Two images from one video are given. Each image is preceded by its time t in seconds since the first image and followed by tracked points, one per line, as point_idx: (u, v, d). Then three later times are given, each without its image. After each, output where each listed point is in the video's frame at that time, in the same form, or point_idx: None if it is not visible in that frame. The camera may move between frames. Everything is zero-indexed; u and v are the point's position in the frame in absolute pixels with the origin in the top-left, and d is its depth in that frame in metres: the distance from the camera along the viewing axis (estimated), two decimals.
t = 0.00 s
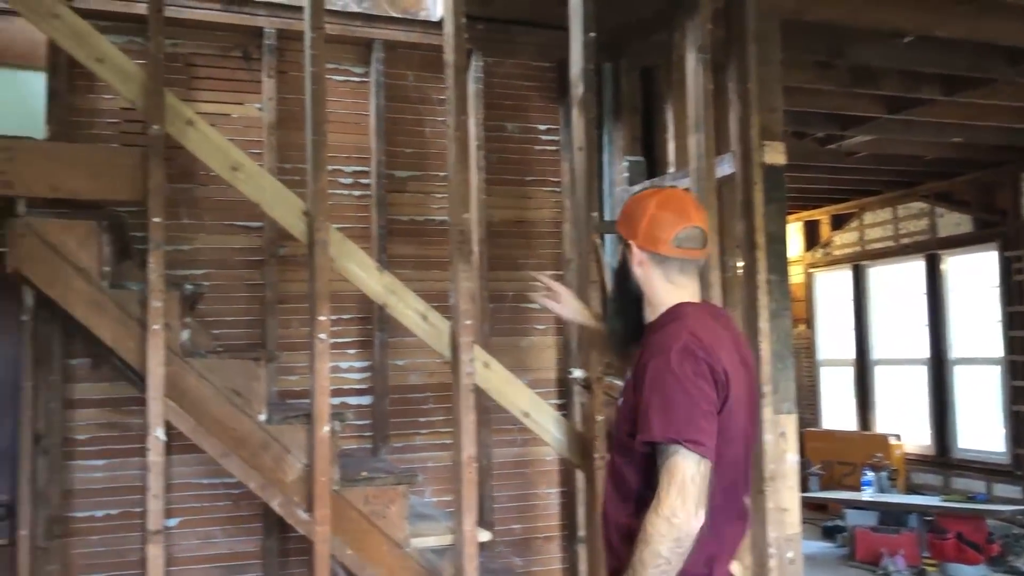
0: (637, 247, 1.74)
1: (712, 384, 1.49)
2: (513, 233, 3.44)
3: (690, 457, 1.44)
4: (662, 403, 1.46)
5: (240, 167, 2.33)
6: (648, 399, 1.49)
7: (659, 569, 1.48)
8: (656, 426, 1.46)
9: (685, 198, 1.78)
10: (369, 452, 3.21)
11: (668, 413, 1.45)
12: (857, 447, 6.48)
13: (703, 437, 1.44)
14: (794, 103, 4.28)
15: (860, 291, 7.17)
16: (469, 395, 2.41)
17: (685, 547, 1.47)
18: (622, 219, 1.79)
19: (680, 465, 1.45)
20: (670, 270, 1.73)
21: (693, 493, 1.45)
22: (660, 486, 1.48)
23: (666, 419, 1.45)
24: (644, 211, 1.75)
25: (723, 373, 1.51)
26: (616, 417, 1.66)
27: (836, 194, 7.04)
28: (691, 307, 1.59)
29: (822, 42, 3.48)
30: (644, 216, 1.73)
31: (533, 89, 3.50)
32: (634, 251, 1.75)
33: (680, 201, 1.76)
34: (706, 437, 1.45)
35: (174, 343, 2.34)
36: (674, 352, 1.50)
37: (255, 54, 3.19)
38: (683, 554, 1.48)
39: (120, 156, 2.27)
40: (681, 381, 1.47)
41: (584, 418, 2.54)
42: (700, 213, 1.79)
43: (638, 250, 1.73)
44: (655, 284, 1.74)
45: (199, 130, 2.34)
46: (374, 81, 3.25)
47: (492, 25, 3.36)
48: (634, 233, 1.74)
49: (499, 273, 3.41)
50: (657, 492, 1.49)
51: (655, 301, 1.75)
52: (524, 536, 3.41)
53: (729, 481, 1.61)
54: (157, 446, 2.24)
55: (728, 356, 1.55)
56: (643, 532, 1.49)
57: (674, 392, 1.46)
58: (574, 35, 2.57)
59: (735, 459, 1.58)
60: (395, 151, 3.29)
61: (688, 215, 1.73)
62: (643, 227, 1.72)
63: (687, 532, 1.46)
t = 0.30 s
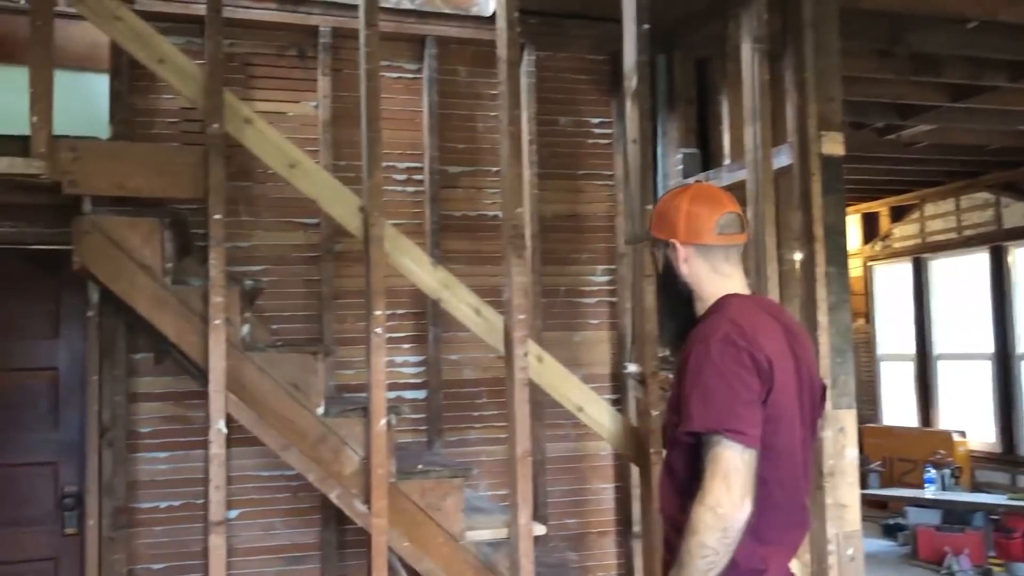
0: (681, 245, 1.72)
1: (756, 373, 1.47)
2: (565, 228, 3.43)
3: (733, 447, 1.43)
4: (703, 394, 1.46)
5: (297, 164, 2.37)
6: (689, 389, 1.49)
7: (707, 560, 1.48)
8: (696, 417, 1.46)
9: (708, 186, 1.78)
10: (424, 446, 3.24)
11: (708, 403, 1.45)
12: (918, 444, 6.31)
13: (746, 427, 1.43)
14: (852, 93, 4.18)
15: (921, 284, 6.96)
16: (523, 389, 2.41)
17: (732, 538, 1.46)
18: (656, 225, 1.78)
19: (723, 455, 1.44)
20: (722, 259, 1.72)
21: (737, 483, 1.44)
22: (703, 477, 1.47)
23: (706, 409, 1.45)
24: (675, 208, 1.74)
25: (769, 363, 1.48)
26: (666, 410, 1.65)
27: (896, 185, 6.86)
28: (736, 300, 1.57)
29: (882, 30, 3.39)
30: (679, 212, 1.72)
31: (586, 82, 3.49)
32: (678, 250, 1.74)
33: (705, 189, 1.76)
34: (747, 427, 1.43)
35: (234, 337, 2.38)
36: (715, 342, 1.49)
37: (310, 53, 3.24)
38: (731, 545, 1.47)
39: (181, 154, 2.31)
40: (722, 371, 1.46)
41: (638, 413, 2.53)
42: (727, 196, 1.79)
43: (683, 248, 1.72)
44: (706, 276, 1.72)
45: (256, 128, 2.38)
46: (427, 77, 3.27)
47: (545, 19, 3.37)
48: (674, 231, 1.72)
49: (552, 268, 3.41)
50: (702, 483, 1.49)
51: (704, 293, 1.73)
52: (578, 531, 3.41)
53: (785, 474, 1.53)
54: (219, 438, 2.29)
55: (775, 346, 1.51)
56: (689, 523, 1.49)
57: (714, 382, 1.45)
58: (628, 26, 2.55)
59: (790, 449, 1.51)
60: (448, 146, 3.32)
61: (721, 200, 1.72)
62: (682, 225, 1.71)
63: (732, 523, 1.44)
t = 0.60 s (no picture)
0: (728, 249, 1.73)
1: (825, 360, 1.43)
2: (601, 222, 3.45)
3: (811, 434, 1.37)
4: (775, 379, 1.39)
5: (336, 160, 2.39)
6: (758, 377, 1.43)
7: (781, 552, 1.40)
8: (771, 403, 1.39)
9: (723, 189, 1.81)
10: (460, 439, 3.26)
11: (783, 390, 1.38)
12: (959, 440, 6.20)
13: (822, 413, 1.37)
14: (892, 84, 4.11)
15: (964, 279, 6.80)
16: (560, 383, 2.41)
17: (809, 528, 1.39)
18: (689, 238, 1.77)
19: (800, 442, 1.37)
20: (756, 251, 1.75)
21: (817, 471, 1.37)
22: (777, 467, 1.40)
23: (780, 395, 1.38)
24: (711, 215, 1.74)
25: (834, 349, 1.45)
26: (719, 403, 1.59)
27: (937, 178, 6.74)
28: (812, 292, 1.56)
29: (924, 20, 3.33)
30: (719, 218, 1.73)
31: (623, 76, 3.50)
32: (723, 254, 1.75)
33: (725, 191, 1.79)
34: (824, 413, 1.37)
35: (275, 331, 2.41)
36: (782, 328, 1.44)
37: (348, 48, 3.27)
38: (805, 536, 1.40)
39: (223, 151, 2.33)
40: (795, 358, 1.40)
41: (675, 407, 2.53)
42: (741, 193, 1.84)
43: (730, 252, 1.73)
44: (745, 268, 1.74)
45: (296, 124, 2.40)
46: (463, 72, 3.28)
47: (581, 12, 3.36)
48: (722, 237, 1.73)
49: (587, 262, 3.42)
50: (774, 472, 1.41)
51: (747, 289, 1.74)
52: (614, 525, 3.41)
53: (847, 463, 1.49)
54: (259, 431, 2.30)
55: (836, 334, 1.48)
56: (762, 513, 1.41)
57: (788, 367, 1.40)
58: (665, 19, 2.54)
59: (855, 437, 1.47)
60: (484, 141, 3.33)
61: (743, 195, 1.77)
62: (724, 228, 1.73)
63: (810, 514, 1.37)
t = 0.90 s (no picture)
0: (758, 245, 1.74)
1: (879, 351, 1.54)
2: (626, 214, 3.44)
3: (878, 422, 1.47)
4: (841, 372, 1.49)
5: (363, 152, 2.40)
6: (821, 372, 1.52)
7: (853, 539, 1.48)
8: (839, 396, 1.48)
9: (743, 186, 1.81)
10: (484, 431, 3.28)
11: (851, 382, 1.48)
12: (985, 435, 6.14)
13: (886, 402, 1.47)
14: (919, 75, 4.05)
15: (989, 272, 6.72)
16: (586, 375, 2.42)
17: (880, 514, 1.47)
18: (718, 239, 1.77)
19: (867, 431, 1.47)
20: (785, 245, 1.76)
21: (886, 459, 1.46)
22: (847, 457, 1.48)
23: (847, 387, 1.48)
24: (739, 211, 1.74)
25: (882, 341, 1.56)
26: (768, 402, 1.67)
27: (964, 170, 6.66)
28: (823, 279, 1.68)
29: (954, 10, 3.30)
30: (747, 214, 1.73)
31: (648, 68, 3.50)
32: (755, 251, 1.75)
33: (746, 187, 1.80)
34: (888, 402, 1.47)
35: (304, 322, 2.43)
36: (839, 324, 1.54)
37: (373, 42, 3.29)
38: (875, 523, 1.48)
39: (251, 143, 2.37)
40: (856, 351, 1.51)
41: (701, 399, 2.53)
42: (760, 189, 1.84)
43: (762, 247, 1.73)
44: (775, 261, 1.75)
45: (324, 117, 2.42)
46: (488, 64, 3.28)
47: (606, 4, 3.36)
48: (752, 233, 1.73)
49: (612, 254, 3.42)
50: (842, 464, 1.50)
51: (779, 282, 1.75)
52: (638, 517, 3.41)
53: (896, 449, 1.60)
54: (289, 421, 2.34)
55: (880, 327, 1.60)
56: (834, 504, 1.48)
57: (851, 361, 1.49)
58: (692, 10, 2.54)
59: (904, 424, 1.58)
60: (509, 134, 3.33)
61: (762, 190, 1.79)
62: (753, 225, 1.73)
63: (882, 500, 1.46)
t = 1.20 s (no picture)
0: (786, 233, 1.74)
1: (909, 338, 1.55)
2: (644, 203, 3.45)
3: (908, 408, 1.47)
4: (870, 358, 1.50)
5: (387, 141, 2.42)
6: (852, 358, 1.53)
7: (881, 524, 1.49)
8: (868, 382, 1.49)
9: (771, 173, 1.82)
10: (503, 418, 3.30)
11: (881, 368, 1.49)
12: (999, 424, 6.14)
13: (917, 388, 1.48)
14: (938, 64, 4.04)
15: (1005, 260, 6.71)
16: (608, 361, 2.43)
17: (908, 500, 1.48)
18: (746, 227, 1.77)
19: (897, 417, 1.47)
20: (814, 233, 1.76)
21: (915, 445, 1.47)
22: (875, 443, 1.49)
23: (877, 373, 1.49)
24: (768, 199, 1.75)
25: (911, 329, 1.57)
26: (797, 388, 1.68)
27: (980, 160, 6.61)
28: (853, 268, 1.69)
29: None
30: (776, 203, 1.74)
31: (666, 56, 3.50)
32: (783, 239, 1.75)
33: (775, 175, 1.80)
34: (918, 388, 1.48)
35: (329, 310, 2.46)
36: (869, 310, 1.55)
37: (393, 30, 3.29)
38: (903, 509, 1.49)
39: (276, 131, 2.38)
40: (887, 337, 1.52)
41: (722, 386, 2.54)
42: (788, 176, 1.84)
43: (790, 235, 1.74)
44: (804, 249, 1.75)
45: (348, 105, 2.43)
46: (507, 53, 3.29)
47: None
48: (780, 222, 1.73)
49: (631, 243, 3.43)
50: (871, 449, 1.50)
51: (807, 270, 1.75)
52: (656, 504, 3.44)
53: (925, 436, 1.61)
54: (314, 407, 2.37)
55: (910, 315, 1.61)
56: (863, 489, 1.49)
57: (882, 347, 1.50)
58: None
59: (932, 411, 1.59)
60: (527, 122, 3.34)
61: (790, 177, 1.79)
62: (782, 213, 1.73)
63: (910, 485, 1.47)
